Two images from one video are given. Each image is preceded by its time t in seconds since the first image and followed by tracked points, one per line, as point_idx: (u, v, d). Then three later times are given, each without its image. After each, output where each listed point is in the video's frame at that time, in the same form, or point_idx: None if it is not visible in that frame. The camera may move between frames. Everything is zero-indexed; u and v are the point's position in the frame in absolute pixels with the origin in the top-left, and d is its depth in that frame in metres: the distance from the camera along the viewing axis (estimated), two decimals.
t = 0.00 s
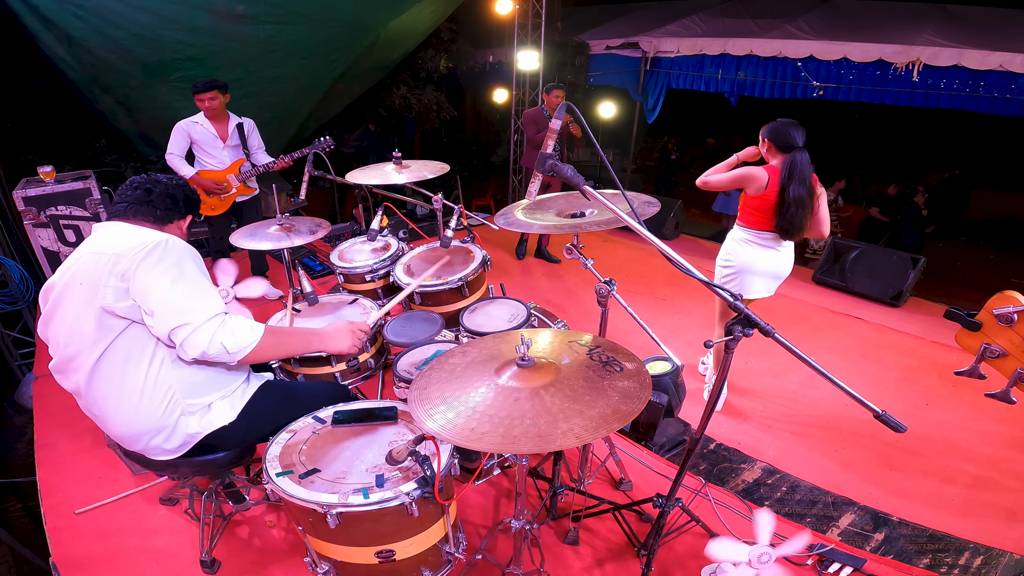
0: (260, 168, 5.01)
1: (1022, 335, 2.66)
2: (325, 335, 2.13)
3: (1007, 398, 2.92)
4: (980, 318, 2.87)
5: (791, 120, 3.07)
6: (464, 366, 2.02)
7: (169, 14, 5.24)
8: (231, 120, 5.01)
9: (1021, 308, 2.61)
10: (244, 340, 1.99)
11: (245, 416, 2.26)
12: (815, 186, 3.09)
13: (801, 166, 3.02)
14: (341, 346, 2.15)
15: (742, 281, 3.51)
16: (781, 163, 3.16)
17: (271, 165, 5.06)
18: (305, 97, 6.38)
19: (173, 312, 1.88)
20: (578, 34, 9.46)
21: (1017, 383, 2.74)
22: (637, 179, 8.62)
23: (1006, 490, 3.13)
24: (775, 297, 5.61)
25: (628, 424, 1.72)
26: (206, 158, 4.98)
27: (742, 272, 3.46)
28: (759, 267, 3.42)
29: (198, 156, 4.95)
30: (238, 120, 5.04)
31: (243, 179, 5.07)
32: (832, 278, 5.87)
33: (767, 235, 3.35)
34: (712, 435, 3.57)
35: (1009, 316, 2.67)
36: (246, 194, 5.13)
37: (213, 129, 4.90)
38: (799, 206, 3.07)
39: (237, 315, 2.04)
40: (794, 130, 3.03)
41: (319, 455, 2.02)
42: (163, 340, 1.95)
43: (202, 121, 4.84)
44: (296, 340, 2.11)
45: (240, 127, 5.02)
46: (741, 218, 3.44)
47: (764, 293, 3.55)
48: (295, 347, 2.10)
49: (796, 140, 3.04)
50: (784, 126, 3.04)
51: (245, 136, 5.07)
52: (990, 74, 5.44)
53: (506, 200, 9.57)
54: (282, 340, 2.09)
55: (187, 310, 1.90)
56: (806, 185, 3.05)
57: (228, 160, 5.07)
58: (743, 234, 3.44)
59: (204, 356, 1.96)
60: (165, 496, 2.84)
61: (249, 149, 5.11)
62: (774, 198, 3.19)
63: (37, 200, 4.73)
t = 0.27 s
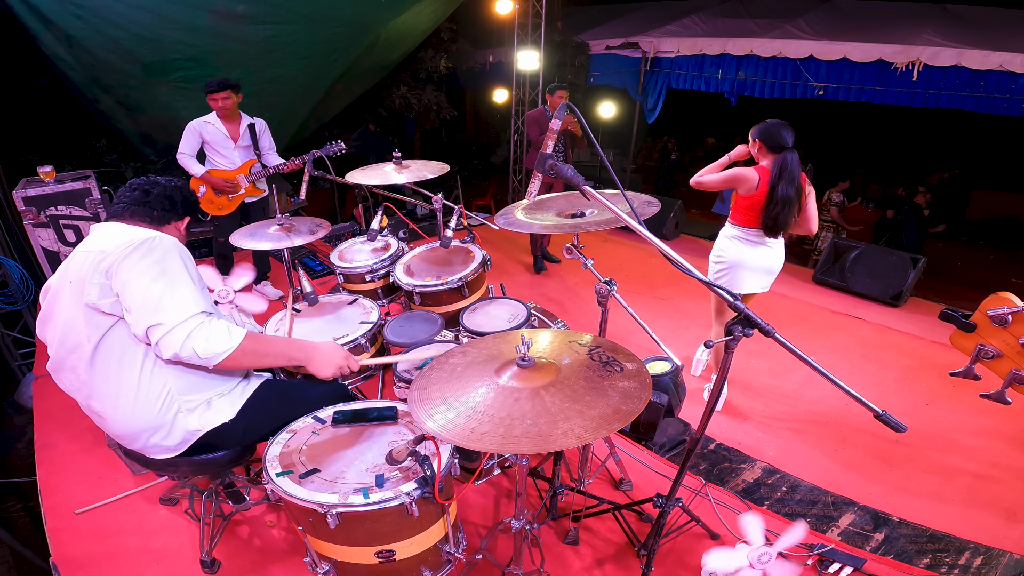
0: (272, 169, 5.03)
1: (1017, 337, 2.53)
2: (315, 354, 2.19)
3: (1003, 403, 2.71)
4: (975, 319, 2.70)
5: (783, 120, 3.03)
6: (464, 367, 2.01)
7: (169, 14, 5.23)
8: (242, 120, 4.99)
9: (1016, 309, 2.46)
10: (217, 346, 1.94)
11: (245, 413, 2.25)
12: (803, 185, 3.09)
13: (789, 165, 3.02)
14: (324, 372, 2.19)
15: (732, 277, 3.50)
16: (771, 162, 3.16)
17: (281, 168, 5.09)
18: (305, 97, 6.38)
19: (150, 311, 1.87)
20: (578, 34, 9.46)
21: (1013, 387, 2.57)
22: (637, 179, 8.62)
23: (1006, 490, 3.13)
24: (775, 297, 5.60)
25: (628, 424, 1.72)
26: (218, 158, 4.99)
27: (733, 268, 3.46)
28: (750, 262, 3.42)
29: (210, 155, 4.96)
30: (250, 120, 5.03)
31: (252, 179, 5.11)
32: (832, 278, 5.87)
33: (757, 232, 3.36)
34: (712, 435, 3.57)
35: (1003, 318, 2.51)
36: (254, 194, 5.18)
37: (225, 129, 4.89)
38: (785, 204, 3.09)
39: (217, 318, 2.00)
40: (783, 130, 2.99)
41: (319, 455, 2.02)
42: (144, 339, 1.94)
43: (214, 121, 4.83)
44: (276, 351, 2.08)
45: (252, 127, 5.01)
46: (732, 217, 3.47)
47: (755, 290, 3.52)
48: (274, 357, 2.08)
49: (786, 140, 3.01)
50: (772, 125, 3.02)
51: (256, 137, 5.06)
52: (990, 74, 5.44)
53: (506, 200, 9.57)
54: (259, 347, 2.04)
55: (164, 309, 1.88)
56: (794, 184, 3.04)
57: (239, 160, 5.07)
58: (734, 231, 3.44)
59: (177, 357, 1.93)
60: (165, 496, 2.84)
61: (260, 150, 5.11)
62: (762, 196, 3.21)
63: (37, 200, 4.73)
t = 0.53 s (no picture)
0: (276, 170, 5.01)
1: (1008, 338, 2.53)
2: (317, 354, 2.21)
3: (995, 405, 2.71)
4: (965, 320, 2.68)
5: (770, 119, 3.09)
6: (464, 367, 2.02)
7: (169, 14, 5.23)
8: (248, 121, 5.00)
9: (1008, 310, 2.48)
10: (222, 352, 1.95)
11: (246, 416, 2.25)
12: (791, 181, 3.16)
13: (778, 162, 3.07)
14: (329, 371, 2.21)
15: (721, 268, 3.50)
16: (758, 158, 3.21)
17: (286, 168, 5.06)
18: (305, 97, 6.38)
19: (156, 316, 1.86)
20: (578, 33, 9.46)
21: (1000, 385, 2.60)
22: (637, 178, 8.62)
23: (1006, 490, 3.14)
24: (775, 297, 5.60)
25: (628, 424, 1.72)
26: (221, 157, 4.99)
27: (722, 259, 3.45)
28: (737, 253, 3.41)
29: (214, 155, 4.96)
30: (255, 120, 5.04)
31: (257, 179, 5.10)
32: (832, 278, 5.87)
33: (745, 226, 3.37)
34: (712, 435, 3.57)
35: (995, 319, 2.53)
36: (259, 195, 5.15)
37: (230, 128, 4.90)
38: (776, 200, 3.14)
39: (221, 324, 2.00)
40: (773, 128, 3.05)
41: (319, 455, 2.02)
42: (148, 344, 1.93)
43: (219, 120, 4.84)
44: (280, 353, 2.10)
45: (257, 128, 5.03)
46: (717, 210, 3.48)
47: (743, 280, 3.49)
48: (278, 359, 2.09)
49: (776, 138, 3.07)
50: (761, 124, 3.08)
51: (261, 137, 5.08)
52: (990, 74, 5.43)
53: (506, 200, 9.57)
54: (264, 351, 2.05)
55: (170, 315, 1.87)
56: (783, 180, 3.11)
57: (243, 160, 5.07)
58: (722, 224, 3.46)
59: (182, 363, 1.93)
60: (165, 496, 2.84)
61: (265, 150, 5.11)
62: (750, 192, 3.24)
63: (37, 200, 4.73)
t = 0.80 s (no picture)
0: (276, 170, 5.02)
1: (992, 348, 2.49)
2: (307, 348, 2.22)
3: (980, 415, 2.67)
4: (948, 330, 2.64)
5: (760, 117, 3.09)
6: (465, 367, 2.02)
7: (169, 14, 5.23)
8: (247, 121, 5.02)
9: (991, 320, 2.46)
10: (225, 359, 1.98)
11: (240, 416, 2.24)
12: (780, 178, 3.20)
13: (768, 159, 3.10)
14: (322, 359, 2.20)
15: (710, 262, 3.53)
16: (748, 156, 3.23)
17: (285, 168, 5.07)
18: (305, 97, 6.38)
19: (156, 325, 1.86)
20: (578, 33, 9.46)
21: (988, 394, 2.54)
22: (637, 179, 8.62)
23: (1006, 490, 3.14)
24: (775, 297, 5.61)
25: (628, 424, 1.72)
26: (221, 157, 4.99)
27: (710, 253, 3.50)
28: (725, 246, 3.44)
29: (213, 155, 4.95)
30: (254, 121, 5.07)
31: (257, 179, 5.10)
32: (832, 278, 5.88)
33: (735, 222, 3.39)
34: (712, 435, 3.57)
35: (979, 329, 2.50)
36: (260, 195, 5.15)
37: (230, 128, 4.90)
38: (766, 197, 3.17)
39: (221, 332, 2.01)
40: (762, 126, 3.06)
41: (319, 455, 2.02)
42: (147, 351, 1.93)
43: (219, 120, 4.84)
44: (275, 355, 2.14)
45: (257, 128, 5.05)
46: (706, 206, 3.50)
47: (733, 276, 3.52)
48: (272, 362, 2.13)
49: (765, 136, 3.09)
50: (751, 121, 3.10)
51: (260, 137, 5.11)
52: (990, 74, 5.43)
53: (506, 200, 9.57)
54: (263, 355, 2.10)
55: (171, 324, 1.87)
56: (773, 177, 3.14)
57: (243, 160, 5.07)
58: (712, 220, 3.49)
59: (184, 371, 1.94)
60: (165, 496, 2.84)
61: (265, 150, 5.14)
62: (739, 188, 3.26)
63: (37, 200, 4.73)
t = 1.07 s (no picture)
0: (275, 170, 5.01)
1: (984, 356, 2.49)
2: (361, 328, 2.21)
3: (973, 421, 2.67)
4: (941, 338, 2.62)
5: (747, 115, 3.09)
6: (465, 366, 2.02)
7: (169, 14, 5.23)
8: (245, 121, 5.03)
9: (983, 328, 2.46)
10: (279, 342, 2.02)
11: (246, 420, 2.26)
12: (766, 178, 3.20)
13: (752, 158, 3.12)
14: (374, 342, 2.22)
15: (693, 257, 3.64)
16: (735, 155, 3.26)
17: (282, 168, 5.06)
18: (305, 97, 6.38)
19: (198, 326, 1.89)
20: (578, 33, 9.46)
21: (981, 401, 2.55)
22: (637, 179, 8.62)
23: (1005, 490, 3.14)
24: (775, 297, 5.61)
25: (628, 424, 1.71)
26: (219, 158, 4.98)
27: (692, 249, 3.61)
28: (704, 242, 3.53)
29: (211, 155, 4.94)
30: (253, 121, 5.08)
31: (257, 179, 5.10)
32: (832, 278, 5.88)
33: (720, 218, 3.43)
34: (712, 435, 3.57)
35: (971, 337, 2.48)
36: (259, 195, 5.16)
37: (228, 128, 4.90)
38: (750, 195, 3.18)
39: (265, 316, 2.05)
40: (748, 125, 3.08)
41: (319, 455, 2.02)
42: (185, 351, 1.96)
43: (218, 120, 4.83)
44: (328, 335, 2.14)
45: (256, 128, 5.07)
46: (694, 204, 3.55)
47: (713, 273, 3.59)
48: (326, 343, 2.13)
49: (751, 135, 3.11)
50: (736, 120, 3.12)
51: (259, 137, 5.12)
52: (990, 74, 5.43)
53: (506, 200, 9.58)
54: (314, 335, 2.11)
55: (212, 321, 1.91)
56: (758, 176, 3.15)
57: (242, 160, 5.07)
58: (700, 217, 3.54)
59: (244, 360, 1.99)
60: (165, 496, 2.84)
61: (263, 150, 5.15)
62: (724, 186, 3.30)
63: (37, 200, 4.73)
